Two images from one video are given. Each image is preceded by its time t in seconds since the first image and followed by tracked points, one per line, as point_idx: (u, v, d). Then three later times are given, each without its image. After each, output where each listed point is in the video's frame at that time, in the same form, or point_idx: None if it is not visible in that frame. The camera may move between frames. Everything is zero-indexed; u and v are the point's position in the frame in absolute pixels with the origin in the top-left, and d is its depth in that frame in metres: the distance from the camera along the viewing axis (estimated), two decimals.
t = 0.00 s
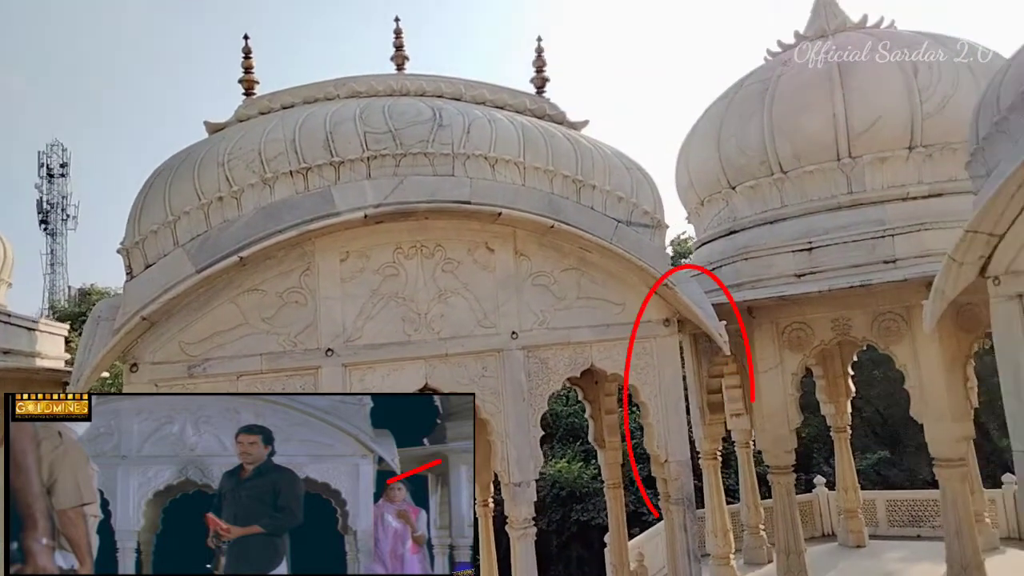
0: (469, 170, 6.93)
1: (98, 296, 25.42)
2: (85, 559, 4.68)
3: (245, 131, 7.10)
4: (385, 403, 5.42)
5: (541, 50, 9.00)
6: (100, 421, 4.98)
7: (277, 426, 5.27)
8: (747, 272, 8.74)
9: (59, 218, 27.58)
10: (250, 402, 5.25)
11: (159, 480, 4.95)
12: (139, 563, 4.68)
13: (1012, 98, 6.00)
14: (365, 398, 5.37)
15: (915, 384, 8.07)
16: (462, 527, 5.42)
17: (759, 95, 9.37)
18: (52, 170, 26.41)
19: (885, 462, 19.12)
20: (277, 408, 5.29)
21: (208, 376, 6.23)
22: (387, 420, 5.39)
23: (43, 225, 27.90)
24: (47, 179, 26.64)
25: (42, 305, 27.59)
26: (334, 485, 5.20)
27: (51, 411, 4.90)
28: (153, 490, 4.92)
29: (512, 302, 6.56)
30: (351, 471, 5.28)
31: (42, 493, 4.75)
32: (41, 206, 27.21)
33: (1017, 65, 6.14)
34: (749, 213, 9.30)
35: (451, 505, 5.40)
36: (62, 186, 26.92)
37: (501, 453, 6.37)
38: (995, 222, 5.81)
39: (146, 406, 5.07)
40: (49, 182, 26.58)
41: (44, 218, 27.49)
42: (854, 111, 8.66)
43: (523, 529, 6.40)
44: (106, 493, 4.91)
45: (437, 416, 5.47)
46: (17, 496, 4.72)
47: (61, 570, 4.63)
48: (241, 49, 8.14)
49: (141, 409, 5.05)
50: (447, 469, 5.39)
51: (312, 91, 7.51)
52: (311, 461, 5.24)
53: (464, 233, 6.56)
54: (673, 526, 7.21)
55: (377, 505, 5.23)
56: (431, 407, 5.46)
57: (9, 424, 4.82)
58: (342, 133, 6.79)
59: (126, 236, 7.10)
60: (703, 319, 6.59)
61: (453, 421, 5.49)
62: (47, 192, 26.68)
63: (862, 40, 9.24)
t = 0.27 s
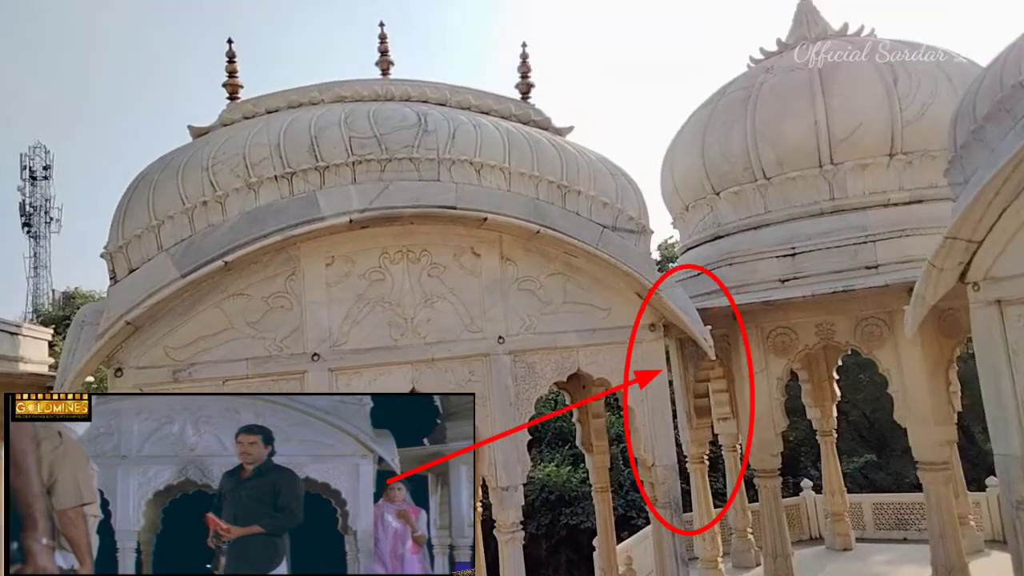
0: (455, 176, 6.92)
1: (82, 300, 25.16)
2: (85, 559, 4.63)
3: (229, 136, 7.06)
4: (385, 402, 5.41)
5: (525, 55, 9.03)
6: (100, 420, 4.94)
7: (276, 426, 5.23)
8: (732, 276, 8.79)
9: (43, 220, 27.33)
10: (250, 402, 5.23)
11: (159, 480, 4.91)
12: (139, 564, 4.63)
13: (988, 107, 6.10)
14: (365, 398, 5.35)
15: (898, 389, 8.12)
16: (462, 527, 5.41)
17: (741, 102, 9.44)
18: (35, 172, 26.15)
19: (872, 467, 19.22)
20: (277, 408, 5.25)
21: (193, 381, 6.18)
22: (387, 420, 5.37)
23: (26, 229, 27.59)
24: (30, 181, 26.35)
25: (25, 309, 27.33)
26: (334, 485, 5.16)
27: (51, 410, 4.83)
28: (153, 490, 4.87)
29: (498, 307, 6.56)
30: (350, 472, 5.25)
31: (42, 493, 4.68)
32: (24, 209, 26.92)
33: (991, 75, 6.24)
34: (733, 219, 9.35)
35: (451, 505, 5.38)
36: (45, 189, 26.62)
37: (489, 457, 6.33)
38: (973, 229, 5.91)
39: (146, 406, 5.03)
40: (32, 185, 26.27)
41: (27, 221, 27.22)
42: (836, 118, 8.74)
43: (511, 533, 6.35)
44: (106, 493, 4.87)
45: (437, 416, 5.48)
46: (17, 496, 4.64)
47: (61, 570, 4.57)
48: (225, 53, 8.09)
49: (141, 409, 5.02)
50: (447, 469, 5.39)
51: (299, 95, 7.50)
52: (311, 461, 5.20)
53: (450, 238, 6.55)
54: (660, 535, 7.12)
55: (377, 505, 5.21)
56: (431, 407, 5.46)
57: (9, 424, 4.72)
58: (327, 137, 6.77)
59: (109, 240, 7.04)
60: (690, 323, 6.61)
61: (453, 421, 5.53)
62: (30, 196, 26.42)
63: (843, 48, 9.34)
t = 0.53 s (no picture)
0: (448, 180, 6.93)
1: (77, 301, 25.10)
2: (85, 559, 4.61)
3: (222, 140, 7.05)
4: (385, 402, 5.42)
5: (518, 59, 9.06)
6: (100, 420, 4.97)
7: (276, 426, 5.26)
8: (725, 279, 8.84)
9: (36, 222, 27.27)
10: (250, 402, 5.26)
11: (159, 480, 4.93)
12: (139, 563, 4.59)
13: (975, 114, 6.15)
14: (365, 398, 5.34)
15: (891, 393, 8.16)
16: (462, 527, 5.39)
17: (733, 107, 9.49)
18: (28, 174, 26.09)
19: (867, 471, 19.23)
20: (277, 408, 5.29)
21: (188, 384, 6.15)
22: (388, 420, 5.39)
23: (20, 230, 27.50)
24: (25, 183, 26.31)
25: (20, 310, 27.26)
26: (334, 485, 5.17)
27: (51, 410, 4.87)
28: (153, 491, 4.89)
29: (492, 311, 6.56)
30: (351, 471, 5.26)
31: (42, 493, 4.69)
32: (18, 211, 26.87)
33: (978, 82, 6.29)
34: (726, 223, 9.39)
35: (451, 505, 5.35)
36: (39, 190, 26.52)
37: (483, 461, 6.33)
38: (962, 234, 5.95)
39: (146, 406, 5.07)
40: (26, 186, 26.18)
41: (21, 223, 27.14)
42: (827, 123, 8.79)
43: (507, 537, 6.34)
44: (106, 493, 4.89)
45: (437, 416, 5.47)
46: (17, 496, 4.65)
47: (61, 571, 4.55)
48: (218, 57, 8.09)
49: (141, 410, 5.06)
50: (447, 469, 5.38)
51: (292, 98, 7.48)
52: (312, 461, 5.22)
53: (444, 242, 6.55)
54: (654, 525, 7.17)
55: (377, 505, 5.19)
56: (431, 408, 5.45)
57: (9, 423, 4.76)
58: (320, 141, 6.76)
59: (103, 243, 7.00)
60: (683, 328, 6.65)
61: (453, 421, 5.51)
62: (24, 198, 26.36)
63: (833, 54, 9.40)
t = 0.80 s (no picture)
0: (445, 184, 6.99)
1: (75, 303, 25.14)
2: (85, 559, 4.71)
3: (220, 144, 7.11)
4: (386, 402, 5.48)
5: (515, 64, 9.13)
6: (100, 421, 5.04)
7: (276, 426, 5.32)
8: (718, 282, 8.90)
9: (35, 224, 27.31)
10: (250, 402, 5.33)
11: (159, 480, 5.00)
12: (139, 563, 4.70)
13: (968, 119, 6.23)
14: (365, 398, 5.41)
15: (883, 394, 8.24)
16: (462, 527, 5.49)
17: (728, 112, 9.57)
18: (27, 177, 26.13)
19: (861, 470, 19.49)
20: (277, 408, 5.35)
21: (185, 387, 6.21)
22: (388, 420, 5.44)
23: (18, 233, 27.54)
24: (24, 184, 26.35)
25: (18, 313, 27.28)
26: (334, 485, 5.23)
27: (51, 410, 4.93)
28: (153, 491, 4.97)
29: (488, 313, 6.62)
30: (351, 472, 5.32)
31: (42, 493, 4.77)
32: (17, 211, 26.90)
33: (972, 86, 6.36)
34: (721, 226, 9.46)
35: (451, 505, 5.45)
36: (37, 193, 26.56)
37: (478, 462, 6.39)
38: (954, 238, 6.03)
39: (146, 407, 5.14)
40: (25, 187, 26.25)
41: (19, 225, 27.18)
42: (821, 128, 8.87)
43: (501, 539, 6.39)
44: (106, 493, 4.97)
45: (437, 416, 5.55)
46: (17, 496, 4.74)
47: (61, 570, 4.65)
48: (217, 62, 8.15)
49: (141, 410, 5.12)
50: (447, 469, 5.45)
51: (289, 103, 7.55)
52: (311, 461, 5.28)
53: (440, 246, 6.61)
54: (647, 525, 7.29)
55: (377, 505, 5.26)
56: (431, 408, 5.52)
57: (9, 423, 4.83)
58: (318, 145, 6.82)
59: (100, 246, 7.06)
60: (679, 330, 6.72)
61: (453, 421, 5.59)
62: (23, 200, 26.40)
63: (829, 60, 9.49)
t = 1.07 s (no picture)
0: (437, 188, 6.98)
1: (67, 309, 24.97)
2: (85, 559, 4.72)
3: (211, 148, 7.10)
4: (386, 402, 5.52)
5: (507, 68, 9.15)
6: (100, 421, 5.06)
7: (276, 426, 5.35)
8: (710, 285, 8.93)
9: (25, 228, 27.14)
10: (250, 402, 5.36)
11: (159, 480, 5.02)
12: (139, 563, 4.70)
13: (956, 122, 6.26)
14: (366, 398, 5.47)
15: (875, 397, 8.26)
16: (462, 527, 5.49)
17: (719, 116, 9.59)
18: (17, 180, 25.96)
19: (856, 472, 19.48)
20: (277, 408, 5.40)
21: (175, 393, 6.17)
22: (387, 420, 5.48)
23: (8, 237, 27.39)
24: (14, 188, 26.20)
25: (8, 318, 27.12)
26: (334, 485, 5.27)
27: (51, 411, 4.96)
28: (153, 491, 4.99)
29: (480, 317, 6.61)
30: (351, 472, 5.35)
31: (42, 493, 4.80)
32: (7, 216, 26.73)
33: (960, 90, 6.39)
34: (712, 229, 9.48)
35: (451, 505, 5.49)
36: (27, 196, 26.41)
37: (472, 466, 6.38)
38: (943, 240, 6.06)
39: (146, 407, 5.16)
40: (15, 191, 26.10)
41: (9, 229, 27.02)
42: (811, 131, 8.90)
43: (494, 544, 6.35)
44: (106, 493, 4.98)
45: (437, 416, 5.60)
46: (17, 496, 4.76)
47: (61, 570, 4.66)
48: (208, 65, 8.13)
49: (141, 410, 5.15)
50: (447, 469, 5.49)
51: (281, 107, 7.53)
52: (311, 461, 5.30)
53: (431, 250, 6.60)
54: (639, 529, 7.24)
55: (377, 505, 5.28)
56: (431, 408, 5.59)
57: (9, 423, 4.87)
58: (309, 149, 6.81)
59: (91, 251, 7.04)
60: (669, 334, 6.75)
61: (452, 421, 5.64)
62: (13, 203, 26.25)
63: (819, 63, 9.52)
